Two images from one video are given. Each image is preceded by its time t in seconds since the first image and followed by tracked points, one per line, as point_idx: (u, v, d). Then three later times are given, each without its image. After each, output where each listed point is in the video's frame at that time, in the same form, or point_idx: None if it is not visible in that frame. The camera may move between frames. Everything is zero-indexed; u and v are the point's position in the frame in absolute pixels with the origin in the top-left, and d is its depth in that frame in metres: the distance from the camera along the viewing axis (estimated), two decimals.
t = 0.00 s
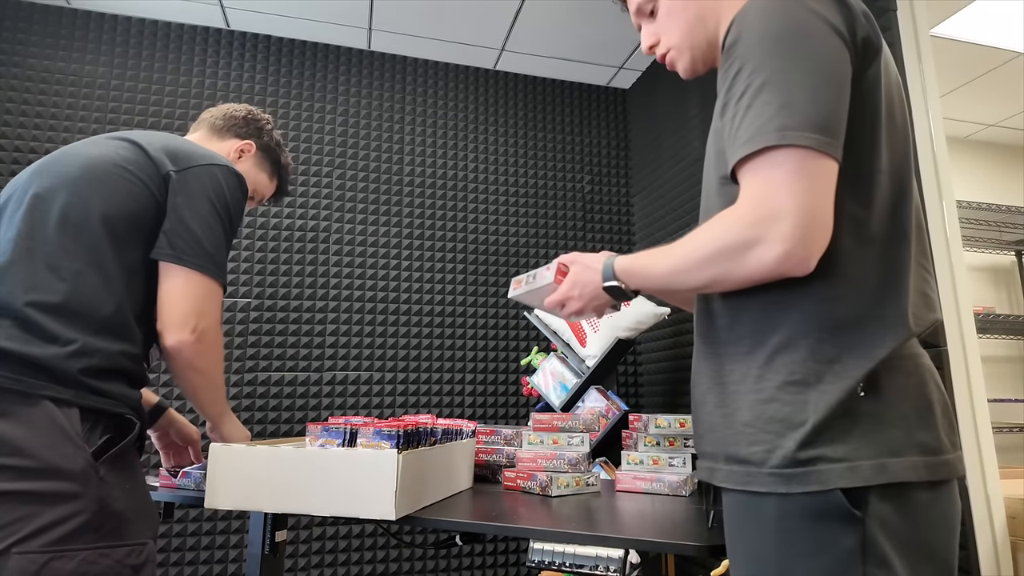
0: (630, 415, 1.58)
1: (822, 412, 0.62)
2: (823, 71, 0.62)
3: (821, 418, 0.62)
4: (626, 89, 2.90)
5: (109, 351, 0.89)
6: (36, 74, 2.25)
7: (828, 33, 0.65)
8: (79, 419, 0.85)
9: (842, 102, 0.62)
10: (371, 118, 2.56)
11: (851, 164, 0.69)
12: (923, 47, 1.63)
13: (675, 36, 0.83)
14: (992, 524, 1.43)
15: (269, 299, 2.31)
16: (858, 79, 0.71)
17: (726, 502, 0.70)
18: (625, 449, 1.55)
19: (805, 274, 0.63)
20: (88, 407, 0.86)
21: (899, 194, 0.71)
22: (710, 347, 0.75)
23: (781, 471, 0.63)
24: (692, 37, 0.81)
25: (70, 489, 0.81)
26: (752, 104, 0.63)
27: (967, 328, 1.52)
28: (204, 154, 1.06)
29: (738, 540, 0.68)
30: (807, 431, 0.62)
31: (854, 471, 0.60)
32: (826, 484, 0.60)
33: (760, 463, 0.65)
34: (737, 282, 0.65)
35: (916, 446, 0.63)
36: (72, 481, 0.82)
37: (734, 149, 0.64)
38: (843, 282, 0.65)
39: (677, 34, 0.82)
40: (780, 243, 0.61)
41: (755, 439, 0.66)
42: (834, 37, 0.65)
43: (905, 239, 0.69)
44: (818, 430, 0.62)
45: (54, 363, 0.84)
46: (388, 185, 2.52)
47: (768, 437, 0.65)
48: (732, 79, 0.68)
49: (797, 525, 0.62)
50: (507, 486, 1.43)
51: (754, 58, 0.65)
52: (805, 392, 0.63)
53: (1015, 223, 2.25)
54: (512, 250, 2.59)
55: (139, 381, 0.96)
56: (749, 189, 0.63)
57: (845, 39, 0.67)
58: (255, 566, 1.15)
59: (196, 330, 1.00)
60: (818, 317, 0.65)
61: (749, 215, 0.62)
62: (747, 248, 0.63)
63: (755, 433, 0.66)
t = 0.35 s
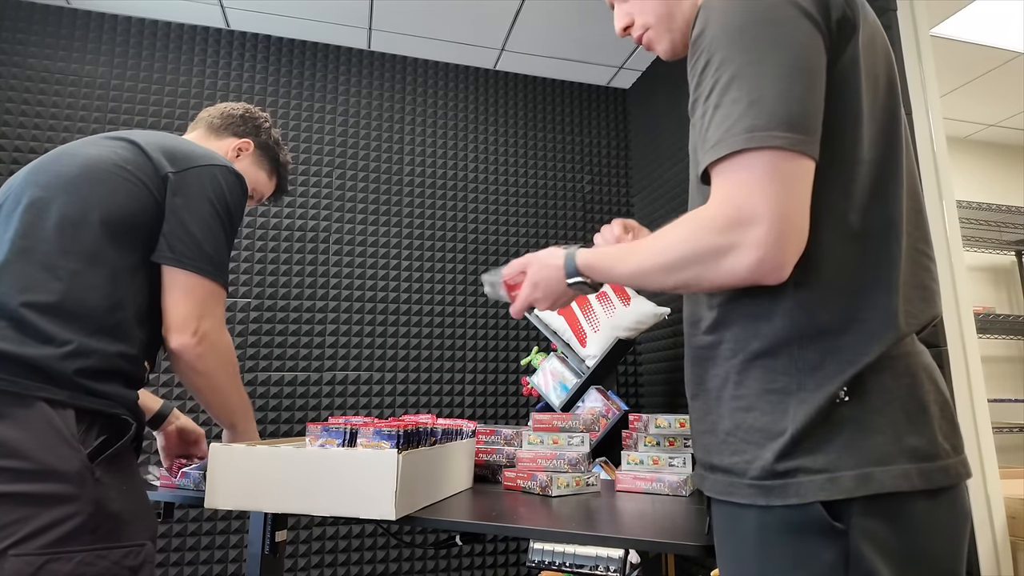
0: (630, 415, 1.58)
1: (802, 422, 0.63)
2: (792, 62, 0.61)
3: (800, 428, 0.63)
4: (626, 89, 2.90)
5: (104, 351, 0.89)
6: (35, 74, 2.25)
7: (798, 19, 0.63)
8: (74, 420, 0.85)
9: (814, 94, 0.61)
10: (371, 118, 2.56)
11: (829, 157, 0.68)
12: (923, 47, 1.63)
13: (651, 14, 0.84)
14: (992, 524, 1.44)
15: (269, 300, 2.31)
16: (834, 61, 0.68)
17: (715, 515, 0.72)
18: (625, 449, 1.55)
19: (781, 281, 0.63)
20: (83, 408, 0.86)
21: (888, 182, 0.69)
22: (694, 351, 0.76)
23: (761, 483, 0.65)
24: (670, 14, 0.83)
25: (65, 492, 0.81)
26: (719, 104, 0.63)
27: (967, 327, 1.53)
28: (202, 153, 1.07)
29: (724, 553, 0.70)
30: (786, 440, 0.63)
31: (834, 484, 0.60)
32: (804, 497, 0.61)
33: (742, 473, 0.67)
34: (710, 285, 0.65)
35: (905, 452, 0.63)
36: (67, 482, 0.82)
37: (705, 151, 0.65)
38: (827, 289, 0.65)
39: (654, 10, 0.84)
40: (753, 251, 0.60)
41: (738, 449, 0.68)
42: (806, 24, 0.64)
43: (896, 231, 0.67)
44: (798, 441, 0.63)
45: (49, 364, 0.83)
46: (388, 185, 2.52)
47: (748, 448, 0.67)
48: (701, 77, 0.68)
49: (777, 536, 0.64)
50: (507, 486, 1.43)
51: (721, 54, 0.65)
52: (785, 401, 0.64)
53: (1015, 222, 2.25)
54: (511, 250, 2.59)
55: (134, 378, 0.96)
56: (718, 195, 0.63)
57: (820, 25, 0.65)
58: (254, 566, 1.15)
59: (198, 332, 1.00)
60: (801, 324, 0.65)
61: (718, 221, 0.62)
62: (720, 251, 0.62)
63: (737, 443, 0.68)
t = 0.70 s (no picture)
0: (630, 415, 1.58)
1: (799, 426, 0.63)
2: (791, 61, 0.61)
3: (797, 433, 0.63)
4: (626, 89, 2.90)
5: (101, 350, 0.89)
6: (36, 73, 2.25)
7: (795, 14, 0.63)
8: (72, 420, 0.85)
9: (814, 92, 0.61)
10: (372, 119, 2.56)
11: (828, 157, 0.68)
12: (924, 48, 1.63)
13: (639, 9, 0.85)
14: (992, 523, 1.44)
15: (269, 299, 2.31)
16: (832, 57, 0.68)
17: (712, 520, 0.72)
18: (625, 449, 1.55)
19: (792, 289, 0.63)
20: (81, 407, 0.86)
21: (889, 180, 0.69)
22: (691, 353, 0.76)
23: (757, 487, 0.65)
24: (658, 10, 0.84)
25: (63, 490, 0.81)
26: (717, 106, 0.63)
27: (967, 328, 1.53)
28: (196, 147, 1.05)
29: (722, 557, 0.70)
30: (783, 445, 0.63)
31: (832, 489, 0.60)
32: (803, 502, 0.61)
33: (739, 477, 0.67)
34: (719, 293, 0.65)
35: (907, 456, 0.63)
36: (64, 481, 0.82)
37: (705, 155, 0.64)
38: (824, 290, 0.65)
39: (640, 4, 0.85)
40: (763, 259, 0.60)
41: (735, 453, 0.68)
42: (804, 22, 0.63)
43: (897, 231, 0.67)
44: (794, 446, 0.63)
45: (44, 363, 0.83)
46: (388, 185, 2.52)
47: (745, 452, 0.67)
48: (698, 78, 0.68)
49: (774, 541, 0.64)
50: (507, 486, 1.43)
51: (717, 56, 0.64)
52: (784, 404, 0.64)
53: (1016, 223, 2.25)
54: (512, 250, 2.59)
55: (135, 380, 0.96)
56: (725, 201, 0.62)
57: (819, 21, 0.65)
58: (254, 566, 1.15)
59: (188, 330, 0.97)
60: (798, 327, 0.65)
61: (727, 228, 0.62)
62: (729, 260, 0.62)
63: (733, 447, 0.68)
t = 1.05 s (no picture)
0: (631, 415, 1.58)
1: (798, 428, 0.63)
2: (801, 53, 0.61)
3: (797, 435, 0.63)
4: (626, 89, 2.90)
5: (96, 352, 0.89)
6: (35, 73, 2.25)
7: (801, 11, 0.63)
8: (60, 419, 0.84)
9: (824, 85, 0.61)
10: (371, 119, 2.56)
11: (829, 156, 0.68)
12: (924, 48, 1.63)
13: (630, 7, 0.86)
14: (993, 523, 1.44)
15: (269, 299, 2.32)
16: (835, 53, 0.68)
17: (711, 521, 0.72)
18: (625, 449, 1.55)
19: (811, 281, 0.63)
20: (69, 406, 0.85)
21: (888, 179, 0.69)
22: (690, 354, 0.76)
23: (758, 488, 0.65)
24: (648, 10, 0.84)
25: (53, 498, 0.81)
26: (726, 99, 0.63)
27: (967, 328, 1.52)
28: (179, 134, 1.03)
29: (722, 558, 0.70)
30: (782, 446, 0.63)
31: (832, 489, 0.60)
32: (803, 502, 0.61)
33: (739, 478, 0.67)
34: (734, 285, 0.64)
35: (906, 456, 0.63)
36: (58, 483, 0.82)
37: (714, 148, 0.64)
38: (823, 291, 0.65)
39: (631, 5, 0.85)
40: (784, 248, 0.60)
41: (735, 454, 0.68)
42: (810, 17, 0.64)
43: (895, 230, 0.67)
44: (793, 446, 0.63)
45: (27, 364, 0.83)
46: (388, 185, 2.52)
47: (745, 453, 0.67)
48: (701, 73, 0.68)
49: (772, 543, 0.64)
50: (507, 486, 1.43)
51: (723, 49, 0.64)
52: (783, 405, 0.64)
53: (1016, 223, 2.25)
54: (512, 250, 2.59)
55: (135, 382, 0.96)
56: (742, 191, 0.61)
57: (824, 17, 0.65)
58: (254, 566, 1.15)
59: (170, 320, 0.94)
60: (796, 328, 0.65)
61: (745, 219, 0.61)
62: (747, 251, 0.61)
63: (733, 447, 0.68)
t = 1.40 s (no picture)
0: (631, 416, 1.57)
1: (780, 428, 0.62)
2: (796, 43, 0.61)
3: (778, 436, 0.62)
4: (626, 89, 2.89)
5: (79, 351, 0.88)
6: (32, 71, 2.24)
7: (795, 5, 0.64)
8: (27, 427, 0.82)
9: (819, 74, 0.61)
10: (371, 119, 2.55)
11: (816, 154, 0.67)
12: (925, 47, 1.62)
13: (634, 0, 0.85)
14: (994, 523, 1.43)
15: (269, 299, 2.31)
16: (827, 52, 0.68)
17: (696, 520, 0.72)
18: (626, 450, 1.54)
19: (816, 267, 0.61)
20: (38, 413, 0.83)
21: (872, 177, 0.69)
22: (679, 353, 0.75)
23: (740, 488, 0.64)
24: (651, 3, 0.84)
25: (12, 507, 0.79)
26: (721, 90, 0.62)
27: (969, 329, 1.52)
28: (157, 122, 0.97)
29: (705, 557, 0.70)
30: (764, 446, 0.63)
31: (812, 489, 0.60)
32: (783, 502, 0.61)
33: (722, 478, 0.66)
34: (738, 278, 0.63)
35: (887, 457, 0.62)
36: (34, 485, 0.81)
37: (710, 139, 0.63)
38: (807, 290, 0.64)
39: None
40: (786, 232, 0.59)
41: (719, 454, 0.67)
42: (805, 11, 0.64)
43: (876, 229, 0.67)
44: (775, 447, 0.63)
45: None
46: (388, 184, 2.51)
47: (729, 452, 0.66)
48: (694, 68, 0.67)
49: (755, 543, 0.63)
50: (507, 487, 1.42)
51: (716, 41, 0.64)
52: (766, 405, 0.64)
53: (1017, 223, 2.24)
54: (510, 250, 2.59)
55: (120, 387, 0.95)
56: (742, 179, 0.61)
57: (816, 12, 0.65)
58: (252, 567, 1.14)
59: (121, 299, 0.85)
60: (779, 327, 0.64)
61: (745, 207, 0.60)
62: (750, 241, 0.60)
63: (717, 447, 0.67)
